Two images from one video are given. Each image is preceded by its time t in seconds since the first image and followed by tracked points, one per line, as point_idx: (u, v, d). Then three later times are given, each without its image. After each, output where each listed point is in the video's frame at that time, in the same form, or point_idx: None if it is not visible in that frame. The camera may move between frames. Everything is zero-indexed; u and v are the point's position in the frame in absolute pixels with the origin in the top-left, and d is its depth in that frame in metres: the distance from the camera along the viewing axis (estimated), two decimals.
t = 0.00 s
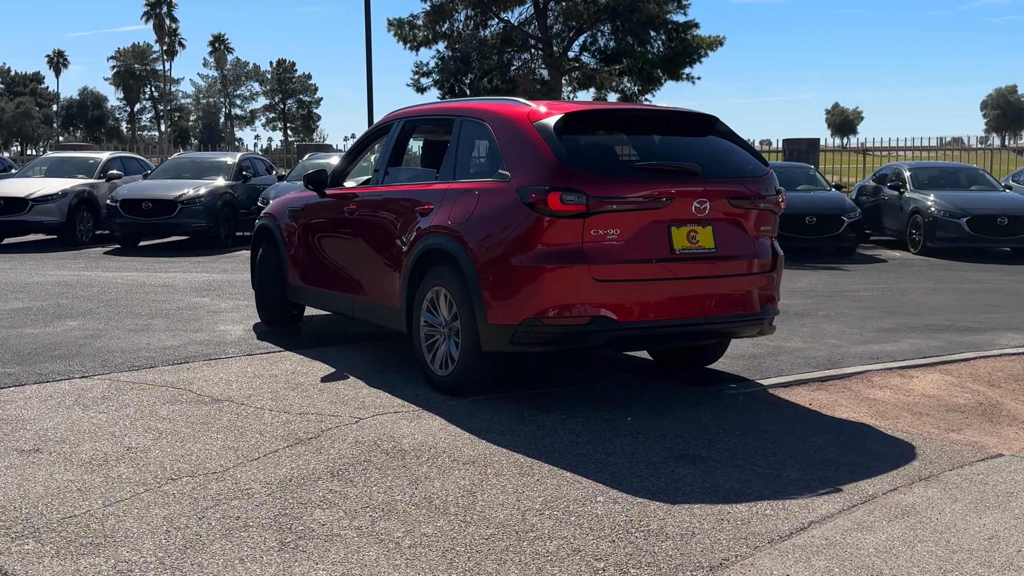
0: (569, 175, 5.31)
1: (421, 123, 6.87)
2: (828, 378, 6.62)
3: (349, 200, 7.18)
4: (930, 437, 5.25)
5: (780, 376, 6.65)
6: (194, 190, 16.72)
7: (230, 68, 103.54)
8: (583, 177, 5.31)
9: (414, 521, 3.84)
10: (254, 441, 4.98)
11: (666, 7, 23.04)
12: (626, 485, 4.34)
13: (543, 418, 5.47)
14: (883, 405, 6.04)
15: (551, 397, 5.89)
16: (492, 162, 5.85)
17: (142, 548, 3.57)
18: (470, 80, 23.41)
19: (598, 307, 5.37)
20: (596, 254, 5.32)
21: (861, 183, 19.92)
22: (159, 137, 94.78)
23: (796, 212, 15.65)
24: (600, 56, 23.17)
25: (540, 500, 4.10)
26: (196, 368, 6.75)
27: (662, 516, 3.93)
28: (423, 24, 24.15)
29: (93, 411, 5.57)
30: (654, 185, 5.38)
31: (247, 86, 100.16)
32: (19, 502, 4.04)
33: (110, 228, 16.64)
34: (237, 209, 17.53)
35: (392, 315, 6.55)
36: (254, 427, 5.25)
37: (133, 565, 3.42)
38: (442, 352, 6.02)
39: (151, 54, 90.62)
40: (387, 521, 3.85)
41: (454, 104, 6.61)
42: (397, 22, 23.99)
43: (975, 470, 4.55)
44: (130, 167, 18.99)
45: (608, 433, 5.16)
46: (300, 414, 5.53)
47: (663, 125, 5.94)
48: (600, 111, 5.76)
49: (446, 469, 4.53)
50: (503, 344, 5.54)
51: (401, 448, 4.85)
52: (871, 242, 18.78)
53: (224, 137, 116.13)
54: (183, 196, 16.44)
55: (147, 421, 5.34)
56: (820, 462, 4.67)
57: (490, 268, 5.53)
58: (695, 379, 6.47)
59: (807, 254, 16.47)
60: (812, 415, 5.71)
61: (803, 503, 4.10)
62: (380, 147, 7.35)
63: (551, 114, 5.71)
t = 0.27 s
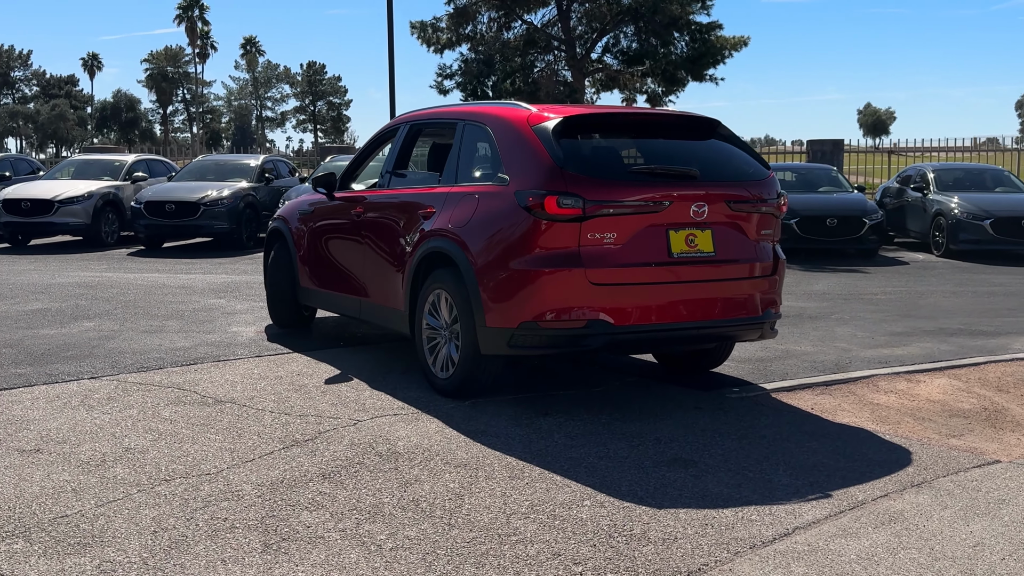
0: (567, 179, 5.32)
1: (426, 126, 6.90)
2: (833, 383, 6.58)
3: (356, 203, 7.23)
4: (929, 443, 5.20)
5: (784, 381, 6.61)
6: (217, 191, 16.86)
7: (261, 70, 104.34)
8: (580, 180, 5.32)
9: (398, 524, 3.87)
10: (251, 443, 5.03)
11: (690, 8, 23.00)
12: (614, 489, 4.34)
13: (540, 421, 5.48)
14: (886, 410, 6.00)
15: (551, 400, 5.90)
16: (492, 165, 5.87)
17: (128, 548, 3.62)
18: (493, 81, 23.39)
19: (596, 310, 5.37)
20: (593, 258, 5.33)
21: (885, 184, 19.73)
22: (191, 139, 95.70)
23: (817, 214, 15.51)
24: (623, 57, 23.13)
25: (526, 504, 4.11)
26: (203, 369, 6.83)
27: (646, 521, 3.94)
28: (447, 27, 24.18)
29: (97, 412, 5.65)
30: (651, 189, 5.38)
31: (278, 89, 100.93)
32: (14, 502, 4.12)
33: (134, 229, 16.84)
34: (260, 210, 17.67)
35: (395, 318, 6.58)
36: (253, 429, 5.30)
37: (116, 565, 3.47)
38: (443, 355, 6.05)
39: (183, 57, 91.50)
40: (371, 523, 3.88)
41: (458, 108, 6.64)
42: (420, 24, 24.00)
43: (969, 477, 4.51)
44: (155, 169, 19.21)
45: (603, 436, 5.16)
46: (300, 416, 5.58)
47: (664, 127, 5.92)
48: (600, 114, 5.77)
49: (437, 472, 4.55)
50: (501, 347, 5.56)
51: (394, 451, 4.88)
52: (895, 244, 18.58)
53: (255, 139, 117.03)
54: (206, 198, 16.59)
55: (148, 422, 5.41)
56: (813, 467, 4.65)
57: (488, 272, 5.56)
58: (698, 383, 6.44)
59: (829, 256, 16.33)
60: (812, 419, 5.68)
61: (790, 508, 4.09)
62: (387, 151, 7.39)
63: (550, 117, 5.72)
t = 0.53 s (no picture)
0: (561, 180, 5.28)
1: (428, 129, 6.88)
2: (838, 387, 6.49)
3: (360, 205, 7.23)
4: (929, 449, 5.11)
5: (788, 384, 6.53)
6: (235, 193, 16.95)
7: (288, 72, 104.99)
8: (575, 182, 5.28)
9: (379, 527, 3.84)
10: (243, 444, 5.03)
11: (711, 9, 22.91)
12: (601, 493, 4.29)
13: (535, 424, 5.44)
14: (889, 415, 5.90)
15: (548, 404, 5.86)
16: (489, 167, 5.84)
17: (106, 548, 3.62)
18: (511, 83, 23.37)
19: (591, 312, 5.32)
20: (587, 260, 5.28)
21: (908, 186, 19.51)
22: (219, 141, 96.47)
23: (836, 216, 15.34)
24: (642, 59, 23.10)
25: (510, 508, 4.07)
26: (205, 370, 6.84)
27: (630, 525, 3.89)
28: (467, 29, 24.23)
29: (95, 411, 5.67)
30: (647, 191, 5.33)
31: (305, 91, 101.48)
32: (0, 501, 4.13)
33: (153, 231, 16.96)
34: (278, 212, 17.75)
35: (396, 319, 6.57)
36: (246, 430, 5.29)
37: (92, 565, 3.47)
38: (441, 357, 6.02)
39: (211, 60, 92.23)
40: (351, 526, 3.85)
41: (459, 109, 6.61)
42: (440, 27, 24.04)
43: (966, 483, 4.42)
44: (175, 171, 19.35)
45: (596, 440, 5.11)
46: (295, 417, 5.57)
47: (662, 129, 5.86)
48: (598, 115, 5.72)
49: (425, 474, 4.53)
50: (497, 349, 5.53)
51: (384, 453, 4.86)
52: (917, 247, 18.35)
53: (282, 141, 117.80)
54: (223, 200, 16.68)
55: (144, 422, 5.42)
56: (806, 472, 4.58)
57: (484, 273, 5.53)
58: (699, 387, 6.37)
59: (848, 258, 16.17)
60: (812, 424, 5.60)
61: (779, 514, 4.03)
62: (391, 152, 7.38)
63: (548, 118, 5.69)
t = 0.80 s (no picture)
0: (554, 181, 5.22)
1: (427, 128, 6.84)
2: (841, 392, 6.38)
3: (360, 205, 7.20)
4: (928, 456, 5.00)
5: (791, 388, 6.42)
6: (251, 194, 17.00)
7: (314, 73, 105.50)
8: (567, 182, 5.21)
9: (356, 532, 3.79)
10: (232, 445, 5.00)
11: (731, 7, 22.88)
12: (585, 499, 4.23)
13: (527, 427, 5.38)
14: (891, 421, 5.78)
15: (543, 407, 5.79)
16: (485, 167, 5.79)
17: (79, 551, 3.60)
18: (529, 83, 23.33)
19: (584, 315, 5.26)
20: (580, 261, 5.22)
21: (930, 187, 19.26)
22: (246, 142, 97.12)
23: (854, 217, 15.14)
24: (661, 58, 23.11)
25: (490, 514, 4.02)
26: (204, 371, 6.83)
27: (610, 533, 3.82)
28: (486, 29, 24.22)
29: (88, 412, 5.66)
30: (641, 191, 5.26)
31: (331, 92, 101.95)
32: None
33: (171, 231, 17.05)
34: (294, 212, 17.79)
35: (393, 320, 6.53)
36: (237, 431, 5.27)
37: (62, 568, 3.44)
38: (436, 358, 5.98)
39: (238, 61, 92.85)
40: (328, 531, 3.81)
41: (458, 108, 6.57)
42: (459, 27, 24.11)
43: (961, 492, 4.31)
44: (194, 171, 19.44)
45: (586, 444, 5.05)
46: (287, 419, 5.54)
47: (659, 128, 5.78)
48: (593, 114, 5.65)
49: (409, 478, 4.48)
50: (489, 351, 5.48)
51: (372, 456, 4.81)
52: (938, 248, 18.12)
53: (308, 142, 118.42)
54: (240, 201, 16.74)
55: (135, 423, 5.41)
56: (798, 479, 4.49)
57: (477, 275, 5.48)
58: (699, 391, 6.29)
59: (867, 260, 15.98)
60: (811, 430, 5.50)
61: (764, 522, 3.94)
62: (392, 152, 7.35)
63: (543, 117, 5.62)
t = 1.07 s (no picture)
0: (545, 183, 5.19)
1: (426, 129, 6.82)
2: (842, 395, 6.30)
3: (361, 207, 7.20)
4: (922, 462, 4.92)
5: (790, 392, 6.34)
6: (268, 194, 17.04)
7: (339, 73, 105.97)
8: (558, 184, 5.18)
9: (332, 535, 3.78)
10: (220, 447, 5.00)
11: (750, 7, 22.79)
12: (566, 503, 4.19)
13: (517, 430, 5.36)
14: (890, 426, 5.70)
15: (535, 409, 5.76)
16: (478, 169, 5.77)
17: (54, 551, 3.60)
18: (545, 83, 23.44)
19: (574, 317, 5.22)
20: (570, 263, 5.19)
21: (951, 188, 19.03)
22: (272, 142, 97.68)
23: (870, 218, 14.98)
24: (680, 58, 23.21)
25: (470, 517, 3.99)
26: (203, 371, 6.84)
27: (589, 538, 3.78)
28: (504, 30, 24.25)
29: (84, 412, 5.68)
30: (632, 193, 5.21)
31: (357, 93, 102.36)
32: None
33: (188, 231, 17.16)
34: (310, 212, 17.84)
35: (390, 322, 6.52)
36: (227, 432, 5.27)
37: (35, 569, 3.45)
38: (430, 360, 5.96)
39: (264, 62, 93.42)
40: (304, 534, 3.79)
41: (456, 108, 6.55)
42: (477, 27, 24.14)
43: (949, 499, 4.24)
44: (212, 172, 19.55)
45: (574, 447, 5.02)
46: (279, 420, 5.54)
47: (653, 129, 5.73)
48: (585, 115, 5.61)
49: (393, 481, 4.46)
50: (480, 354, 5.45)
51: (358, 458, 4.80)
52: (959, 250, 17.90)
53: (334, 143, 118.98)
54: (256, 201, 16.80)
55: (128, 424, 5.42)
56: (785, 484, 4.43)
57: (469, 276, 5.46)
58: (696, 395, 6.23)
59: (884, 262, 15.82)
60: (806, 434, 5.43)
61: (746, 528, 3.89)
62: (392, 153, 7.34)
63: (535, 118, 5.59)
